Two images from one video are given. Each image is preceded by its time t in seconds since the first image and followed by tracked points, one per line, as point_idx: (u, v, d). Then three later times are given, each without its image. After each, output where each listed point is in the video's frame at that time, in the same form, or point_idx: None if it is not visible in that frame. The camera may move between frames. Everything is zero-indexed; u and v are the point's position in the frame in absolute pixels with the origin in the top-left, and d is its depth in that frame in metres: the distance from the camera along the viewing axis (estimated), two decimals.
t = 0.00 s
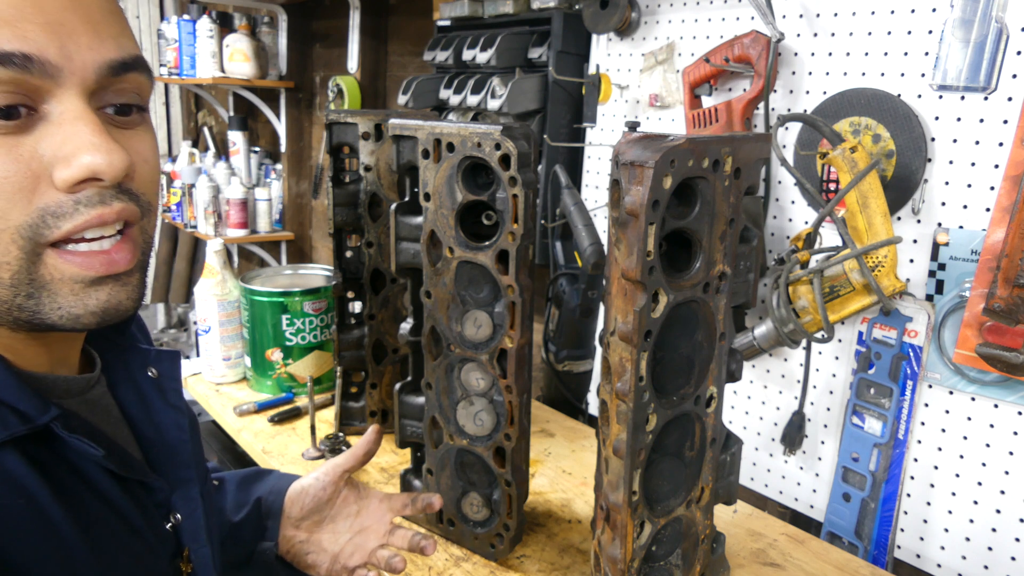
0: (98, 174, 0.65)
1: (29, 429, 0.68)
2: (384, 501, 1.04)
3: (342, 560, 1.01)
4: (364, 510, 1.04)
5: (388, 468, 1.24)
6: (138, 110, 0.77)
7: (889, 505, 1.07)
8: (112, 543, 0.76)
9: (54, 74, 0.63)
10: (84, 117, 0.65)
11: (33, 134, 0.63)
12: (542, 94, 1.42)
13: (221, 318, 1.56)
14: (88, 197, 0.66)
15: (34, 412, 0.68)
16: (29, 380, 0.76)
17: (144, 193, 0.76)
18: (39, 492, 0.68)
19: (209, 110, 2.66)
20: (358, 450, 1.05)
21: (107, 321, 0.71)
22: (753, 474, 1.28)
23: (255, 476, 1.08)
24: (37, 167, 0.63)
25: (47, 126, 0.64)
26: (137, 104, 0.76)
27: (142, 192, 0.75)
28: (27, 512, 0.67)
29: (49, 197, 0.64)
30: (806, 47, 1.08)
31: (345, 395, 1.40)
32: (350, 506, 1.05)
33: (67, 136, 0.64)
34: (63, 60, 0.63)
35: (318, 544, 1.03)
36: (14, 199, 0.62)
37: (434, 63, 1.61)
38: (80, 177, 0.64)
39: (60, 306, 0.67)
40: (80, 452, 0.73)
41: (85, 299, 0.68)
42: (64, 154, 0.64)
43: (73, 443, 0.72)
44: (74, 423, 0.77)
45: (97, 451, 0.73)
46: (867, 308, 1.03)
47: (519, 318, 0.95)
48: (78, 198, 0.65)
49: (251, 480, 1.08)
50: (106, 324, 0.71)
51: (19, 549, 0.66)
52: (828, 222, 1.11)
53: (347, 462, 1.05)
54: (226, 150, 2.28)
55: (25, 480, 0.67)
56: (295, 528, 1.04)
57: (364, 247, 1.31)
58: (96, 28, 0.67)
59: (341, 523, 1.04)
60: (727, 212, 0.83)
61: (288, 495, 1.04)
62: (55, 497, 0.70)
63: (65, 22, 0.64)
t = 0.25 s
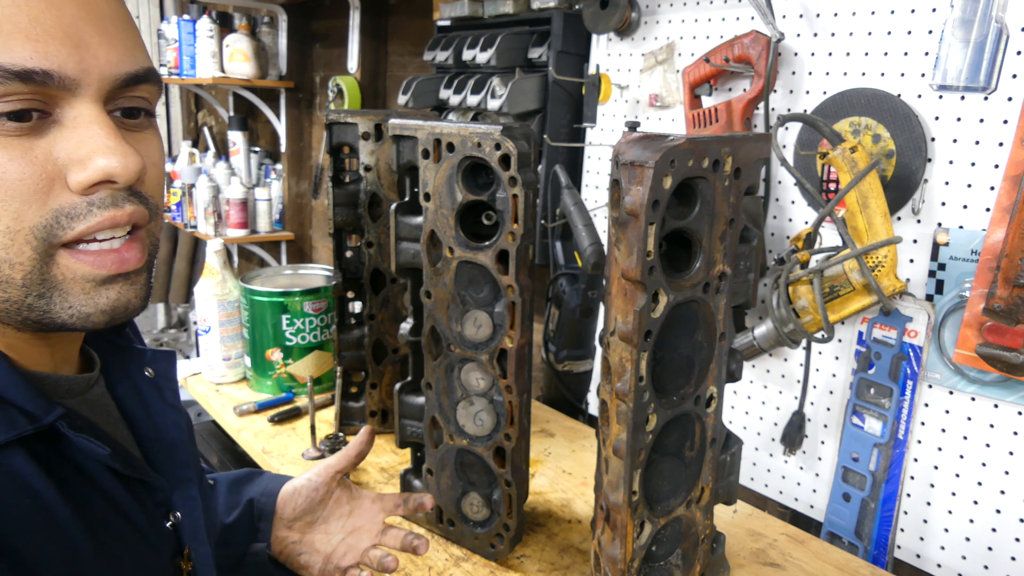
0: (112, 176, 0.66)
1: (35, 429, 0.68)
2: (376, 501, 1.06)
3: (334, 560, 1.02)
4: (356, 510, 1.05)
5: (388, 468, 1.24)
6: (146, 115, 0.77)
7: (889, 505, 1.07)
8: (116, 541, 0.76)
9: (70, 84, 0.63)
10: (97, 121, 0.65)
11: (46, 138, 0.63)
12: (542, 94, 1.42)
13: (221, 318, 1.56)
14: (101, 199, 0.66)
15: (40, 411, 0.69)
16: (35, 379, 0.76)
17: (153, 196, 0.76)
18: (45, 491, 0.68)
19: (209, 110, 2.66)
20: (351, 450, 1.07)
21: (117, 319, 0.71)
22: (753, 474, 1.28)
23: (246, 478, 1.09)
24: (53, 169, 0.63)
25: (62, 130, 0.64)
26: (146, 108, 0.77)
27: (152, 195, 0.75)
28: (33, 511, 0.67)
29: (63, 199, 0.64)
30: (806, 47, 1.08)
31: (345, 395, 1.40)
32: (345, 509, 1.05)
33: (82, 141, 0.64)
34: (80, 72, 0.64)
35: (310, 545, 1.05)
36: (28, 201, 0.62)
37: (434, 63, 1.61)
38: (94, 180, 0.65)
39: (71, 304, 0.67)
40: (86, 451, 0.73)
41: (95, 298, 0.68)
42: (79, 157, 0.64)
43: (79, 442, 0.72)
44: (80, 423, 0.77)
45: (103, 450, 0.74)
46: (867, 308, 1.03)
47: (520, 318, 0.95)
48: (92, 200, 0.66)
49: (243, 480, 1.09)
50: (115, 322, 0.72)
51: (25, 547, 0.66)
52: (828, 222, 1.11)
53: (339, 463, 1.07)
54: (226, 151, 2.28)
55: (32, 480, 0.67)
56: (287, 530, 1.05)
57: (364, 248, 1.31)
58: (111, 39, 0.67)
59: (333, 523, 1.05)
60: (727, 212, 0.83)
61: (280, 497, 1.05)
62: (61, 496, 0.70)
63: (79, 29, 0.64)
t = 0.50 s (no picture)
0: (116, 174, 0.66)
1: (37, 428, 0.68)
2: (372, 501, 1.07)
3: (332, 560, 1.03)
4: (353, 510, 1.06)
5: (388, 468, 1.24)
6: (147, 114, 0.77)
7: (889, 505, 1.07)
8: (119, 539, 0.76)
9: (75, 84, 0.63)
10: (101, 119, 0.65)
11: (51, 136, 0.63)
12: (542, 94, 1.42)
13: (221, 318, 1.56)
14: (105, 197, 0.66)
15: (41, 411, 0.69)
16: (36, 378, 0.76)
17: (154, 195, 0.75)
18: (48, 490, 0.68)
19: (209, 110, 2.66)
20: (347, 451, 1.08)
21: (120, 312, 0.71)
22: (753, 474, 1.28)
23: (242, 478, 1.10)
24: (57, 167, 0.63)
25: (65, 128, 0.64)
26: (148, 109, 0.77)
27: (153, 195, 0.75)
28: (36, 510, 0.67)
29: (67, 197, 0.64)
30: (806, 47, 1.08)
31: (345, 395, 1.40)
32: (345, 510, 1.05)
33: (85, 139, 0.64)
34: (85, 72, 0.64)
35: (307, 545, 1.05)
36: (31, 199, 0.62)
37: (434, 63, 1.61)
38: (97, 178, 0.64)
39: (75, 298, 0.67)
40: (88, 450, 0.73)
41: (98, 290, 0.68)
42: (85, 155, 0.64)
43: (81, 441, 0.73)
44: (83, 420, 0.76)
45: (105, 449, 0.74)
46: (867, 308, 1.03)
47: (520, 318, 0.95)
48: (95, 197, 0.66)
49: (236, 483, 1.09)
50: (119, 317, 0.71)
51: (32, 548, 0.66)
52: (828, 222, 1.11)
53: (336, 463, 1.07)
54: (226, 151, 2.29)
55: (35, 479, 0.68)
56: (284, 530, 1.06)
57: (364, 247, 1.31)
58: (116, 41, 0.67)
59: (330, 524, 1.06)
60: (727, 212, 0.83)
61: (277, 497, 1.06)
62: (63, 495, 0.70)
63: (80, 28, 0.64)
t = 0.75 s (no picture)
0: (85, 166, 0.65)
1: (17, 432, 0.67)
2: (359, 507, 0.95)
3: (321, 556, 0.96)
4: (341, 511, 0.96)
5: (388, 468, 1.24)
6: (138, 114, 0.76)
7: (889, 504, 1.07)
8: (105, 541, 0.76)
9: (50, 63, 0.63)
10: (77, 110, 0.65)
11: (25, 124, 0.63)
12: (541, 94, 1.42)
13: (221, 318, 1.56)
14: (77, 190, 0.65)
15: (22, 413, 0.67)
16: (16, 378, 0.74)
17: (133, 198, 0.74)
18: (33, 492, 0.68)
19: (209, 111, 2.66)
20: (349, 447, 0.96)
21: (87, 323, 0.68)
22: (753, 474, 1.28)
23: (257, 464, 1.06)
24: (28, 157, 0.62)
25: (40, 117, 0.64)
26: (137, 107, 0.76)
27: (130, 194, 0.73)
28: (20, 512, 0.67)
29: (40, 188, 0.63)
30: (806, 47, 1.08)
31: (345, 395, 1.40)
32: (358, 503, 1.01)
33: (59, 129, 0.64)
34: (61, 54, 0.63)
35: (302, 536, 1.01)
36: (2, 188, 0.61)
37: (434, 63, 1.61)
38: (67, 168, 0.64)
39: (45, 303, 0.65)
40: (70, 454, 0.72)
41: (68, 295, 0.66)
42: (54, 145, 0.63)
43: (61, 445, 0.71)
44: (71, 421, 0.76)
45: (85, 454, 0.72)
46: (867, 308, 1.03)
47: (520, 318, 0.95)
48: (68, 190, 0.64)
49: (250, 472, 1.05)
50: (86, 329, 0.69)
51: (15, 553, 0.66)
52: (828, 222, 1.11)
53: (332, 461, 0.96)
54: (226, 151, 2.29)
55: (19, 481, 0.68)
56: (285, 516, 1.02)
57: (364, 247, 1.31)
58: (100, 29, 0.67)
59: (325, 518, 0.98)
60: (727, 211, 0.83)
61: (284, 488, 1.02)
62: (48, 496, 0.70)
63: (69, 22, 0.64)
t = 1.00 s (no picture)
0: (74, 156, 0.65)
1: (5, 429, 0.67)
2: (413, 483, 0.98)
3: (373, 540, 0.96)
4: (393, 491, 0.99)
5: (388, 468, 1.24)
6: (129, 104, 0.76)
7: (889, 505, 1.07)
8: (93, 541, 0.76)
9: (37, 59, 0.63)
10: (65, 102, 0.66)
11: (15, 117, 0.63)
12: (541, 94, 1.42)
13: (222, 318, 1.56)
14: (69, 180, 0.66)
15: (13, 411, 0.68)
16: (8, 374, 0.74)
17: (127, 185, 0.74)
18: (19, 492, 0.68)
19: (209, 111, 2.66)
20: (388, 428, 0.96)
21: (88, 300, 0.69)
22: (753, 474, 1.28)
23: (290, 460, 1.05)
24: (20, 150, 0.63)
25: (29, 110, 0.64)
26: (127, 98, 0.76)
27: (124, 182, 0.73)
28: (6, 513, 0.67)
29: (33, 180, 0.64)
30: (806, 47, 1.08)
31: (345, 395, 1.40)
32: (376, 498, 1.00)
33: (49, 122, 0.64)
34: (48, 48, 0.64)
35: (349, 523, 0.99)
36: None
37: (434, 63, 1.61)
38: (57, 159, 0.64)
39: (41, 282, 0.65)
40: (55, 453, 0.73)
41: (64, 273, 0.66)
42: (43, 137, 0.64)
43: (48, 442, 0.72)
44: (55, 422, 0.77)
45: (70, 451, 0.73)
46: (867, 308, 1.03)
47: (520, 318, 0.95)
48: (61, 180, 0.65)
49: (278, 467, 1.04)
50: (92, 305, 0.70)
51: None
52: (828, 222, 1.11)
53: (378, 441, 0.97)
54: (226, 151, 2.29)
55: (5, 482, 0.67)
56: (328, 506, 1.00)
57: (364, 247, 1.31)
58: (87, 23, 0.67)
59: (371, 502, 0.99)
60: (727, 211, 0.83)
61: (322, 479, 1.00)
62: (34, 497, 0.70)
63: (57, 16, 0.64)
